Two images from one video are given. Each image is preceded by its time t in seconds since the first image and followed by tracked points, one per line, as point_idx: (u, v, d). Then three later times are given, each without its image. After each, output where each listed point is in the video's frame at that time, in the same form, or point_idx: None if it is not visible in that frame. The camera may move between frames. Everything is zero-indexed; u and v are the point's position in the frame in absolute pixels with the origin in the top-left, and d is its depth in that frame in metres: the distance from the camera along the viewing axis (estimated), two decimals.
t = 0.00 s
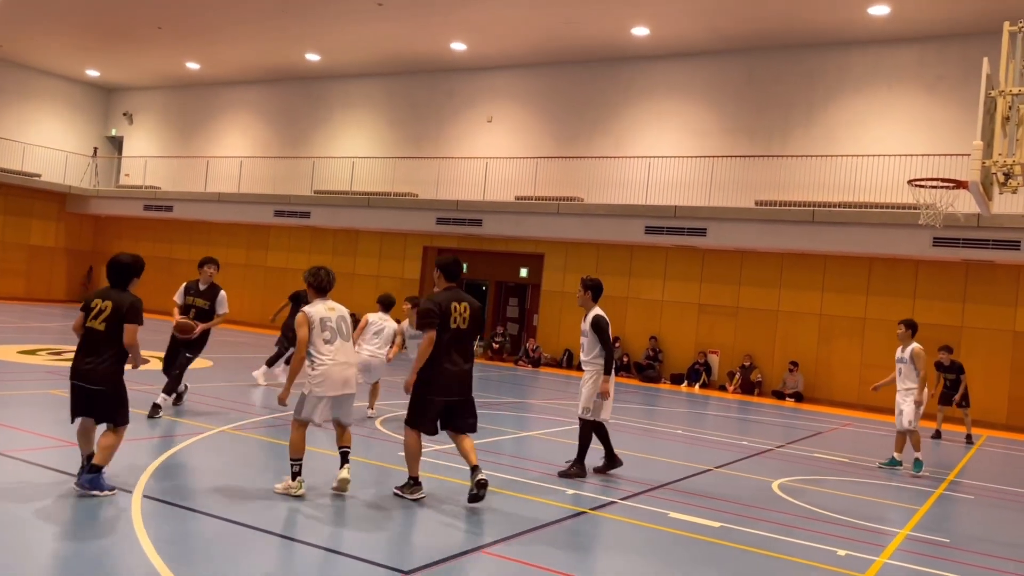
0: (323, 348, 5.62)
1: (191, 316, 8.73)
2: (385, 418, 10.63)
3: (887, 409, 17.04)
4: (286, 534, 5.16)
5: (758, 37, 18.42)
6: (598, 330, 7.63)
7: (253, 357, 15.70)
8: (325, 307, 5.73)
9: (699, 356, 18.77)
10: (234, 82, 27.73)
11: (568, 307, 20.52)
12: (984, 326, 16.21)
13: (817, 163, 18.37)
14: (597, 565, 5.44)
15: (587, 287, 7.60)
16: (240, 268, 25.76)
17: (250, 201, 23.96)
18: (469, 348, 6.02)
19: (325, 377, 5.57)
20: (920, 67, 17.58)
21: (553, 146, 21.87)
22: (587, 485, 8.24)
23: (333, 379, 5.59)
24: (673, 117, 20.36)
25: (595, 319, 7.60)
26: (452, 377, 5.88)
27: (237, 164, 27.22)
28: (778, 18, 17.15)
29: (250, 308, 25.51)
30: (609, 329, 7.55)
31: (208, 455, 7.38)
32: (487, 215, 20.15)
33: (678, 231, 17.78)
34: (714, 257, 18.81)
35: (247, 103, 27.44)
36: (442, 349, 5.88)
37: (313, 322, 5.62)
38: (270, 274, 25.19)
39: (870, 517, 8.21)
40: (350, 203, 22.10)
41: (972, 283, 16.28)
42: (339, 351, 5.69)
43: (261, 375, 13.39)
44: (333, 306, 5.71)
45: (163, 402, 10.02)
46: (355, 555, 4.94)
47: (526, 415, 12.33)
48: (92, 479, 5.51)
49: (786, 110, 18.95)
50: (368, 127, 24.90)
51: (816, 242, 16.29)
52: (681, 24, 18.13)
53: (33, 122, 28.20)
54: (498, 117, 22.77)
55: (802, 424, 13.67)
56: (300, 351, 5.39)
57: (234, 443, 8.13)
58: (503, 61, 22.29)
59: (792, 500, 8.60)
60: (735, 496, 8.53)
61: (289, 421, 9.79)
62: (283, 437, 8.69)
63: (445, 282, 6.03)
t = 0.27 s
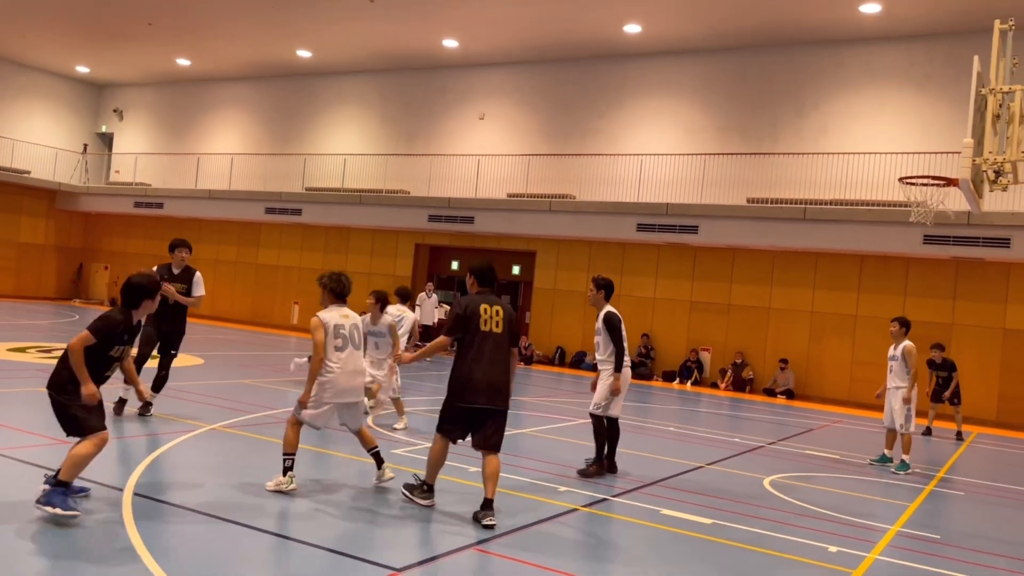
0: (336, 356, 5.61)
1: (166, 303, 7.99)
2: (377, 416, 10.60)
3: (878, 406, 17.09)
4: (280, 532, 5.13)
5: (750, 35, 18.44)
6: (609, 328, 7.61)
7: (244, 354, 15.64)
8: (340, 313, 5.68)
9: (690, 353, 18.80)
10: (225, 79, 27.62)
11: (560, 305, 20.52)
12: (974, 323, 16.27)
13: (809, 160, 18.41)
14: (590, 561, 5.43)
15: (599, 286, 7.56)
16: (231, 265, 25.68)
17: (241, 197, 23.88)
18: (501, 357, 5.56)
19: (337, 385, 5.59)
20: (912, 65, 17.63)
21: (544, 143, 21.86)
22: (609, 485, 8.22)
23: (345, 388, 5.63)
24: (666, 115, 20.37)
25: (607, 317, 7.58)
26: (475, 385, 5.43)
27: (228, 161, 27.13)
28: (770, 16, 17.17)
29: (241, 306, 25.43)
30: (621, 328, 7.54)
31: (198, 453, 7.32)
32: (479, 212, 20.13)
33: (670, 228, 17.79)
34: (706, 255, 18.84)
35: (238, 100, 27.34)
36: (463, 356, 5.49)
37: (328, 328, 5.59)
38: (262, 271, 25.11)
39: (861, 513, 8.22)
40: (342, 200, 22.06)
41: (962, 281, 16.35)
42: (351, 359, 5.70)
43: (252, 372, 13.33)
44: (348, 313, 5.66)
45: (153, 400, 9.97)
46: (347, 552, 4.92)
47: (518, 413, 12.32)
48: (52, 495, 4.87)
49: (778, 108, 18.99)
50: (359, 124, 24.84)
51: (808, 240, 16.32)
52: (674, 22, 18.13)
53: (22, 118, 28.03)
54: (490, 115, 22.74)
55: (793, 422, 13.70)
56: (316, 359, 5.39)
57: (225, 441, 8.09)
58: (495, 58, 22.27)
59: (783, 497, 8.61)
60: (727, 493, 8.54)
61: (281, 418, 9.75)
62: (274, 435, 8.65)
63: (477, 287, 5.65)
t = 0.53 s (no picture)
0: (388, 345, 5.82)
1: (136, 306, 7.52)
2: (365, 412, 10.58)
3: (864, 401, 17.20)
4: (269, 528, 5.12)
5: (739, 31, 18.48)
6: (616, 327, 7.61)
7: (232, 351, 15.56)
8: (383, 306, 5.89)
9: (679, 349, 18.85)
10: (212, 73, 27.46)
11: (548, 300, 20.53)
12: (960, 319, 16.39)
13: (797, 157, 18.48)
14: (580, 556, 5.43)
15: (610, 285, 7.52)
16: (218, 261, 25.57)
17: (228, 192, 23.77)
18: (529, 349, 5.41)
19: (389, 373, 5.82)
20: (899, 62, 17.71)
21: (533, 139, 21.85)
22: (623, 483, 8.35)
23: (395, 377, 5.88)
24: (655, 111, 20.39)
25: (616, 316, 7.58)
26: (504, 378, 5.25)
27: (215, 156, 26.98)
28: (758, 13, 17.21)
29: (229, 301, 25.32)
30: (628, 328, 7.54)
31: (188, 449, 7.30)
32: (467, 208, 20.11)
33: (659, 225, 17.82)
34: (695, 251, 18.88)
35: (225, 94, 27.18)
36: (490, 350, 5.35)
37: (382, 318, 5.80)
38: (249, 267, 25.00)
39: (847, 508, 8.27)
40: (330, 195, 21.99)
41: (948, 277, 16.46)
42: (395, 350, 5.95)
43: (240, 368, 13.28)
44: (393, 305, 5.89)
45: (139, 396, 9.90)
46: (336, 549, 4.91)
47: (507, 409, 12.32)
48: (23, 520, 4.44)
49: (766, 105, 19.05)
50: (348, 119, 24.76)
51: (795, 236, 16.39)
52: (664, 18, 18.14)
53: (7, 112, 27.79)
54: (479, 110, 22.70)
55: (781, 417, 13.76)
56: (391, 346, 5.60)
57: (212, 437, 8.05)
58: (484, 53, 22.23)
59: (770, 492, 8.65)
60: (715, 488, 8.57)
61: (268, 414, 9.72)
62: (262, 431, 8.62)
63: (502, 280, 5.56)
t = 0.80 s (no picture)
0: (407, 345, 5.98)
1: (120, 297, 7.44)
2: (350, 407, 10.56)
3: (847, 396, 17.33)
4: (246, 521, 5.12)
5: (724, 27, 18.53)
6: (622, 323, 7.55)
7: (216, 345, 15.47)
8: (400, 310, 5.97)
9: (664, 344, 18.92)
10: (196, 66, 27.26)
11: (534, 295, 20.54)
12: (941, 315, 16.54)
13: (781, 153, 18.55)
14: (557, 548, 5.45)
15: (611, 282, 7.47)
16: (201, 254, 25.40)
17: (211, 186, 23.60)
18: (556, 362, 5.26)
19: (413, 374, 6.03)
20: (884, 59, 17.81)
21: (519, 133, 21.84)
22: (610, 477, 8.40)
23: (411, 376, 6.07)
24: (641, 106, 20.42)
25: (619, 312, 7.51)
26: (528, 392, 5.11)
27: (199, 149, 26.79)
28: (744, 8, 17.25)
29: (214, 296, 25.19)
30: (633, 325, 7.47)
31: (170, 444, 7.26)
32: (453, 202, 20.09)
33: (644, 219, 17.86)
34: (680, 246, 18.93)
35: (209, 87, 26.99)
36: (515, 360, 5.22)
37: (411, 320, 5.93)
38: (234, 261, 24.86)
39: (831, 501, 8.33)
40: (314, 189, 21.88)
41: (930, 273, 16.59)
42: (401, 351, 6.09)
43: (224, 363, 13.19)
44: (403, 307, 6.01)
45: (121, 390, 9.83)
46: (321, 544, 4.90)
47: (492, 403, 12.33)
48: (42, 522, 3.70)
49: (751, 101, 19.12)
50: (333, 112, 24.65)
51: (779, 231, 16.47)
52: (650, 13, 18.16)
53: None
54: (464, 104, 22.66)
55: (765, 411, 13.84)
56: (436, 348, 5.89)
57: (195, 431, 8.00)
58: (470, 48, 22.18)
59: (754, 485, 8.70)
60: (699, 481, 8.60)
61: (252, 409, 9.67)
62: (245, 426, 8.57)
63: (534, 288, 5.43)
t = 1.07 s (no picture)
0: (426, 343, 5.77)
1: (99, 288, 7.38)
2: (332, 400, 10.52)
3: (826, 389, 17.51)
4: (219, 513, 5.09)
5: (707, 21, 18.59)
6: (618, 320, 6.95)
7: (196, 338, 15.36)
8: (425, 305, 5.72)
9: (645, 337, 19.02)
10: (176, 57, 26.99)
11: (516, 288, 20.57)
12: (919, 309, 16.71)
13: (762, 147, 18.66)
14: (526, 535, 5.49)
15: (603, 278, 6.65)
16: (181, 247, 25.19)
17: (191, 177, 23.40)
18: (587, 361, 5.21)
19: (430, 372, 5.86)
20: (864, 55, 17.95)
21: (501, 127, 21.84)
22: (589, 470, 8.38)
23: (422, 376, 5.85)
24: (623, 101, 20.45)
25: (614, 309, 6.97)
26: (560, 391, 5.14)
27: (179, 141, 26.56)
28: (726, 3, 17.31)
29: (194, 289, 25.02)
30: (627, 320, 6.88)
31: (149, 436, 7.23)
32: (436, 196, 20.06)
33: (626, 214, 17.92)
34: (661, 240, 19.01)
35: (189, 78, 26.74)
36: (550, 359, 5.22)
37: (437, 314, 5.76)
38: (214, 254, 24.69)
39: (809, 493, 8.40)
40: (295, 181, 21.75)
41: (909, 267, 16.75)
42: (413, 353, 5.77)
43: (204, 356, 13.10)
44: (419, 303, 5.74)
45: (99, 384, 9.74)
46: (300, 537, 4.88)
47: (474, 396, 12.33)
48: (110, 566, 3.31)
49: (732, 96, 19.22)
50: (314, 105, 24.53)
51: (760, 226, 16.57)
52: (633, 7, 18.17)
53: None
54: (447, 98, 22.61)
55: (746, 404, 13.94)
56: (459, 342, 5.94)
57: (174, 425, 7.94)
58: (452, 40, 22.12)
59: (734, 477, 8.76)
60: (680, 474, 8.65)
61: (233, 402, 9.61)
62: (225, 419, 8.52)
63: (569, 285, 5.37)
